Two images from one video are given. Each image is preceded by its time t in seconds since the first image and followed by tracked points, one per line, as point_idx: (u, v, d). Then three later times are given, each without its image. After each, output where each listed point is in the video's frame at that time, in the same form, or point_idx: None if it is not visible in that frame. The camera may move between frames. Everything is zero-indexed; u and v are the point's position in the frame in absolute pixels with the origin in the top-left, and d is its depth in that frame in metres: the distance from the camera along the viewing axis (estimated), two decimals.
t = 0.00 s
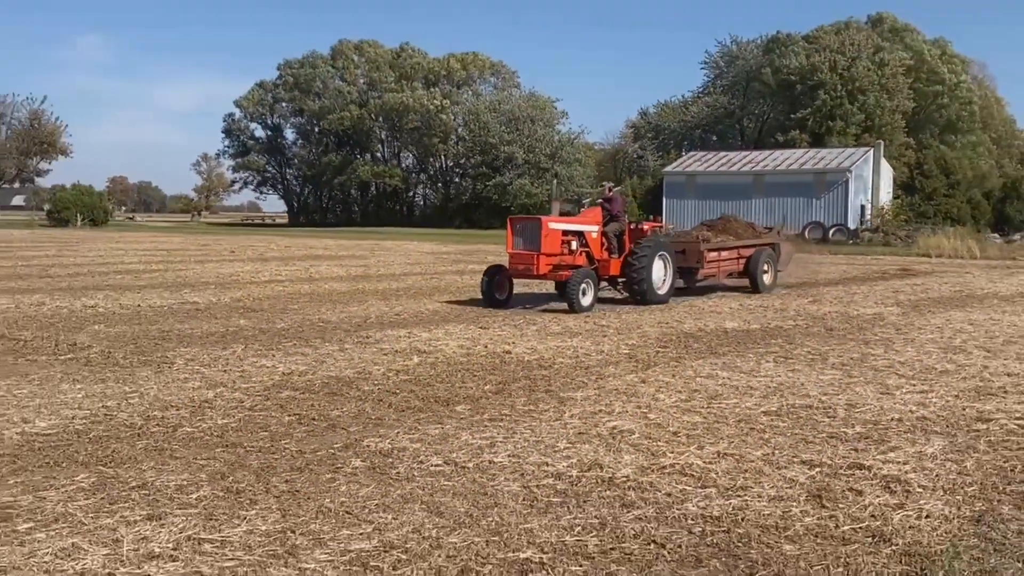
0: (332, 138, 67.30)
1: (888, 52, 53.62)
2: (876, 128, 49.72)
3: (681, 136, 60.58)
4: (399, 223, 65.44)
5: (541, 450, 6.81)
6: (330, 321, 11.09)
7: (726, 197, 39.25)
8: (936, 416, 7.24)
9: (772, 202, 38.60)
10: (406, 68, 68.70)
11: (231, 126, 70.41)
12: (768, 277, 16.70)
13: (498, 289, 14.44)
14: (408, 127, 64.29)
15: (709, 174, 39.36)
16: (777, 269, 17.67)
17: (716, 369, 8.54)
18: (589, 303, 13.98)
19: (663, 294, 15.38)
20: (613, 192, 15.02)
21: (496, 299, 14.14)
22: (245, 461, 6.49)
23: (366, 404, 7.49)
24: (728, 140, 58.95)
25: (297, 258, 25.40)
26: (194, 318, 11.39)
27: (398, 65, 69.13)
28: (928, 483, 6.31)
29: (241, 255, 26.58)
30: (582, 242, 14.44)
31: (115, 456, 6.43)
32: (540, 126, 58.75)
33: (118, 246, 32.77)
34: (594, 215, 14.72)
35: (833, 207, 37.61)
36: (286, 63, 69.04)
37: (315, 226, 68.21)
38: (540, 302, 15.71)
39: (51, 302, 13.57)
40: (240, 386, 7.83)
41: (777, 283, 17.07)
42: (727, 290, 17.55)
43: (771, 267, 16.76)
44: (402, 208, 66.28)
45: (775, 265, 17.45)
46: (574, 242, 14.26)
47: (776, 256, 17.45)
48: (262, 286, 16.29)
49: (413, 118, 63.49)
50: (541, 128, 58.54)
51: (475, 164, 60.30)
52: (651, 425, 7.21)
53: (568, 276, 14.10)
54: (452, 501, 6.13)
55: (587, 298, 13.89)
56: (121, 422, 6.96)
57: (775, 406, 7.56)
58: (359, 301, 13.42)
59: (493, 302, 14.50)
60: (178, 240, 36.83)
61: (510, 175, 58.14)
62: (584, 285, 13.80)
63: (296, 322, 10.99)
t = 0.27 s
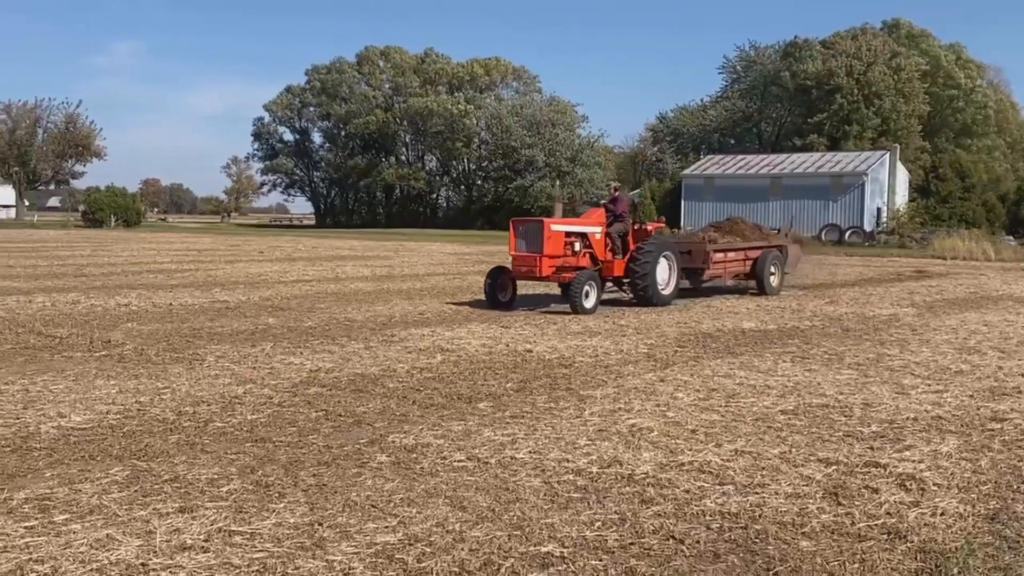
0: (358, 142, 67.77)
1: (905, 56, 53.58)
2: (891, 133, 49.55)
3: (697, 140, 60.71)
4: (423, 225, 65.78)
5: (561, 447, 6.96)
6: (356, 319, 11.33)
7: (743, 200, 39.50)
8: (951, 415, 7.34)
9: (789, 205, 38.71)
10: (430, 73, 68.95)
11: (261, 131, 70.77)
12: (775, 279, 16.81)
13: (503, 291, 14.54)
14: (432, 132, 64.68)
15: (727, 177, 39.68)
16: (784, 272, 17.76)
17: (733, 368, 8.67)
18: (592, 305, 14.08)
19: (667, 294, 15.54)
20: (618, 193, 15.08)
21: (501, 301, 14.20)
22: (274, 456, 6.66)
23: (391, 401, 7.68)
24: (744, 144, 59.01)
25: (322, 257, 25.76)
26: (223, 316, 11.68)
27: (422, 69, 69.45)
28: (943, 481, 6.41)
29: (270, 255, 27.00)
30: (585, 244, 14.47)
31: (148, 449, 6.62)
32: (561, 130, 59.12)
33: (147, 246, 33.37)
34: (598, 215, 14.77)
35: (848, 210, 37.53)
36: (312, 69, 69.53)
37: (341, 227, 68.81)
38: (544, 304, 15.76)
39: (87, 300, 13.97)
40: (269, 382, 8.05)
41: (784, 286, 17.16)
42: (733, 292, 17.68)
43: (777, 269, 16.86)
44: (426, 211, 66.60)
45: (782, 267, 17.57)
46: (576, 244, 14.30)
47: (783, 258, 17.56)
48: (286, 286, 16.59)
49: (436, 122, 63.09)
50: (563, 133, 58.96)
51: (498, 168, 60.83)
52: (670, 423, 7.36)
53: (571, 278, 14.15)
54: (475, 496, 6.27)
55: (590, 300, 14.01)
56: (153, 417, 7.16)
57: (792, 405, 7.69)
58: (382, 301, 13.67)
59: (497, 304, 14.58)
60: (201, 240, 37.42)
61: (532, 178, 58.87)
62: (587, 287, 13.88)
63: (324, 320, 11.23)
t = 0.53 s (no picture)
0: (388, 148, 68.89)
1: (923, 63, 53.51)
2: (908, 138, 49.53)
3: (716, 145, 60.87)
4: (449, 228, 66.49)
5: (584, 442, 7.24)
6: (385, 318, 11.71)
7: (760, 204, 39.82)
8: (963, 413, 7.55)
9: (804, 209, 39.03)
10: (458, 81, 69.83)
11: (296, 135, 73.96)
12: (780, 281, 17.10)
13: (508, 292, 14.75)
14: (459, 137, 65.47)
15: (744, 181, 39.91)
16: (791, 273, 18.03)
17: (751, 366, 8.94)
18: (595, 306, 14.29)
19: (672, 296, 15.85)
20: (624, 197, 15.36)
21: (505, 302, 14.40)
22: (308, 447, 6.96)
23: (420, 396, 8.00)
24: (762, 150, 59.13)
25: (351, 259, 26.31)
26: (259, 316, 12.15)
27: (450, 79, 70.38)
28: (954, 477, 6.63)
29: (304, 257, 27.64)
30: (589, 247, 14.71)
31: (189, 440, 6.94)
32: (584, 136, 59.44)
33: (182, 248, 34.29)
34: (603, 219, 15.04)
35: (862, 214, 37.89)
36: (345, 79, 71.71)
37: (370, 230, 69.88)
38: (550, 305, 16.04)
39: (129, 299, 14.56)
40: (304, 378, 8.42)
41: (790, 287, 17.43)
42: (739, 294, 17.98)
43: (783, 271, 17.14)
44: (453, 214, 67.37)
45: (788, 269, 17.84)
46: (581, 246, 14.52)
47: (789, 260, 17.83)
48: (313, 287, 17.06)
49: (463, 129, 64.32)
50: (585, 139, 59.19)
51: (522, 173, 61.13)
52: (689, 419, 7.63)
53: (574, 279, 14.37)
54: (501, 487, 6.54)
55: (593, 301, 14.21)
56: (194, 410, 7.49)
57: (808, 402, 7.94)
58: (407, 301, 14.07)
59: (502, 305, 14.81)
60: (230, 243, 38.29)
61: (556, 182, 59.03)
62: (588, 289, 14.11)
63: (355, 319, 11.63)
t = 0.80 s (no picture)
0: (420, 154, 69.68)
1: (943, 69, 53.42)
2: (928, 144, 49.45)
3: (737, 151, 60.96)
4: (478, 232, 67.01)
5: (609, 437, 7.51)
6: (417, 318, 12.08)
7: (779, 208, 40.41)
8: (977, 411, 7.76)
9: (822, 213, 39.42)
10: (487, 90, 70.36)
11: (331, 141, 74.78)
12: (788, 284, 17.30)
13: (515, 294, 15.06)
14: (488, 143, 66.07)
15: (764, 186, 40.64)
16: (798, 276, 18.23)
17: (771, 365, 9.19)
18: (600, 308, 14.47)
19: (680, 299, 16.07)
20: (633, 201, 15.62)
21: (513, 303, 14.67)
22: (344, 440, 7.28)
23: (451, 392, 8.32)
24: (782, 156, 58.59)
25: (383, 260, 26.83)
26: (296, 315, 12.59)
27: (480, 87, 70.91)
28: (968, 472, 6.85)
29: (342, 258, 28.29)
30: (595, 249, 14.97)
31: (231, 433, 7.27)
32: (608, 143, 59.69)
33: (221, 250, 35.16)
34: (610, 222, 15.28)
35: (879, 218, 37.96)
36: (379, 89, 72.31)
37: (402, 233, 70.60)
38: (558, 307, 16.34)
39: (174, 299, 15.13)
40: (340, 374, 8.78)
41: (797, 290, 17.64)
42: (746, 296, 18.20)
43: (791, 274, 17.34)
44: (482, 218, 67.88)
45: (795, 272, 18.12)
46: (587, 249, 14.78)
47: (796, 263, 18.04)
48: (343, 287, 17.52)
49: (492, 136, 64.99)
50: (609, 146, 59.48)
51: (548, 179, 61.52)
52: (711, 416, 7.89)
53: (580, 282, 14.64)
54: (529, 480, 6.82)
55: (599, 302, 14.39)
56: (236, 405, 7.84)
57: (826, 400, 8.18)
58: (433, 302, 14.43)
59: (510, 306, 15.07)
60: (264, 245, 39.17)
61: (582, 186, 59.19)
62: (594, 290, 14.19)
63: (388, 318, 12.02)
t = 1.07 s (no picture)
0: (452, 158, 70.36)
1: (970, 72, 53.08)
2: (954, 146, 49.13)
3: (762, 154, 60.84)
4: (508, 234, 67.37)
5: (636, 434, 7.71)
6: (448, 317, 12.34)
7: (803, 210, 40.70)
8: (999, 411, 7.88)
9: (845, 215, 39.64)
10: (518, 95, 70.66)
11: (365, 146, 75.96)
12: (800, 284, 17.41)
13: (524, 295, 15.21)
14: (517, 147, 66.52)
15: (789, 189, 40.93)
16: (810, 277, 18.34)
17: (795, 365, 9.35)
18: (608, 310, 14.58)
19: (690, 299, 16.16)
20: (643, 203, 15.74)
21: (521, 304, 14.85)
22: (379, 435, 7.51)
23: (482, 389, 8.55)
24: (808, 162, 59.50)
25: (417, 261, 27.19)
26: (330, 314, 12.89)
27: (511, 94, 71.22)
28: (990, 471, 6.97)
29: (376, 259, 28.72)
30: (604, 251, 15.12)
31: (271, 427, 7.53)
32: (635, 146, 59.66)
33: (260, 250, 35.84)
34: (620, 224, 15.46)
35: (902, 221, 38.12)
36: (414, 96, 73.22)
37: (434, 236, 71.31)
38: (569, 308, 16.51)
39: (217, 298, 15.57)
40: (375, 371, 9.05)
41: (810, 291, 17.75)
42: (758, 297, 18.31)
43: (803, 274, 17.44)
44: (513, 220, 68.23)
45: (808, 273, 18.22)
46: (595, 250, 14.94)
47: (808, 264, 18.16)
48: (373, 286, 17.86)
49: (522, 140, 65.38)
50: (636, 149, 59.44)
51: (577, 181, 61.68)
52: (736, 414, 8.06)
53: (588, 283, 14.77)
54: (559, 475, 7.01)
55: (606, 304, 14.50)
56: (275, 400, 8.11)
57: (850, 399, 8.32)
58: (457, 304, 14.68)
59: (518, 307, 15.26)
60: (300, 245, 39.84)
61: (609, 188, 59.16)
62: (603, 291, 14.29)
63: (421, 318, 12.29)
